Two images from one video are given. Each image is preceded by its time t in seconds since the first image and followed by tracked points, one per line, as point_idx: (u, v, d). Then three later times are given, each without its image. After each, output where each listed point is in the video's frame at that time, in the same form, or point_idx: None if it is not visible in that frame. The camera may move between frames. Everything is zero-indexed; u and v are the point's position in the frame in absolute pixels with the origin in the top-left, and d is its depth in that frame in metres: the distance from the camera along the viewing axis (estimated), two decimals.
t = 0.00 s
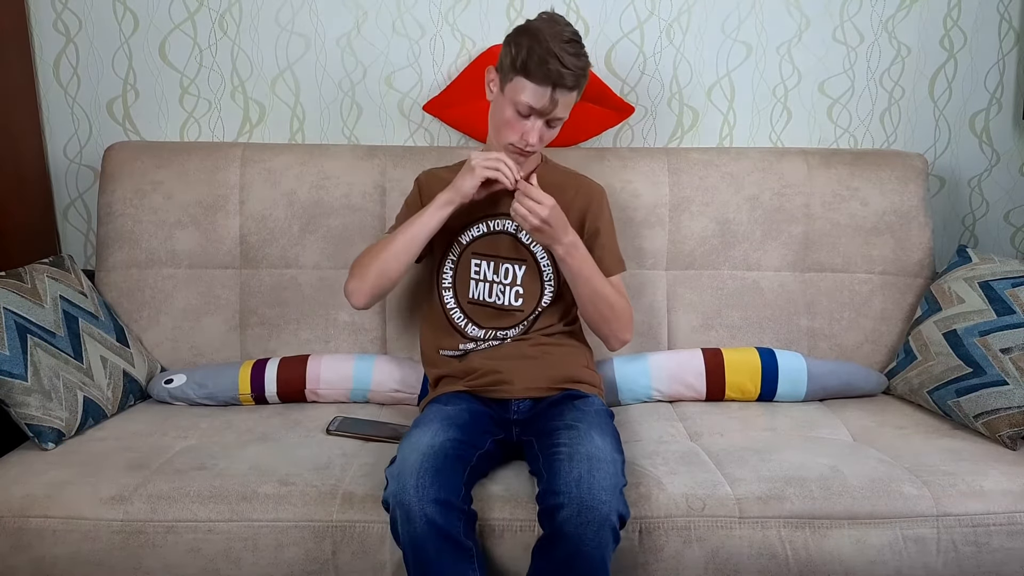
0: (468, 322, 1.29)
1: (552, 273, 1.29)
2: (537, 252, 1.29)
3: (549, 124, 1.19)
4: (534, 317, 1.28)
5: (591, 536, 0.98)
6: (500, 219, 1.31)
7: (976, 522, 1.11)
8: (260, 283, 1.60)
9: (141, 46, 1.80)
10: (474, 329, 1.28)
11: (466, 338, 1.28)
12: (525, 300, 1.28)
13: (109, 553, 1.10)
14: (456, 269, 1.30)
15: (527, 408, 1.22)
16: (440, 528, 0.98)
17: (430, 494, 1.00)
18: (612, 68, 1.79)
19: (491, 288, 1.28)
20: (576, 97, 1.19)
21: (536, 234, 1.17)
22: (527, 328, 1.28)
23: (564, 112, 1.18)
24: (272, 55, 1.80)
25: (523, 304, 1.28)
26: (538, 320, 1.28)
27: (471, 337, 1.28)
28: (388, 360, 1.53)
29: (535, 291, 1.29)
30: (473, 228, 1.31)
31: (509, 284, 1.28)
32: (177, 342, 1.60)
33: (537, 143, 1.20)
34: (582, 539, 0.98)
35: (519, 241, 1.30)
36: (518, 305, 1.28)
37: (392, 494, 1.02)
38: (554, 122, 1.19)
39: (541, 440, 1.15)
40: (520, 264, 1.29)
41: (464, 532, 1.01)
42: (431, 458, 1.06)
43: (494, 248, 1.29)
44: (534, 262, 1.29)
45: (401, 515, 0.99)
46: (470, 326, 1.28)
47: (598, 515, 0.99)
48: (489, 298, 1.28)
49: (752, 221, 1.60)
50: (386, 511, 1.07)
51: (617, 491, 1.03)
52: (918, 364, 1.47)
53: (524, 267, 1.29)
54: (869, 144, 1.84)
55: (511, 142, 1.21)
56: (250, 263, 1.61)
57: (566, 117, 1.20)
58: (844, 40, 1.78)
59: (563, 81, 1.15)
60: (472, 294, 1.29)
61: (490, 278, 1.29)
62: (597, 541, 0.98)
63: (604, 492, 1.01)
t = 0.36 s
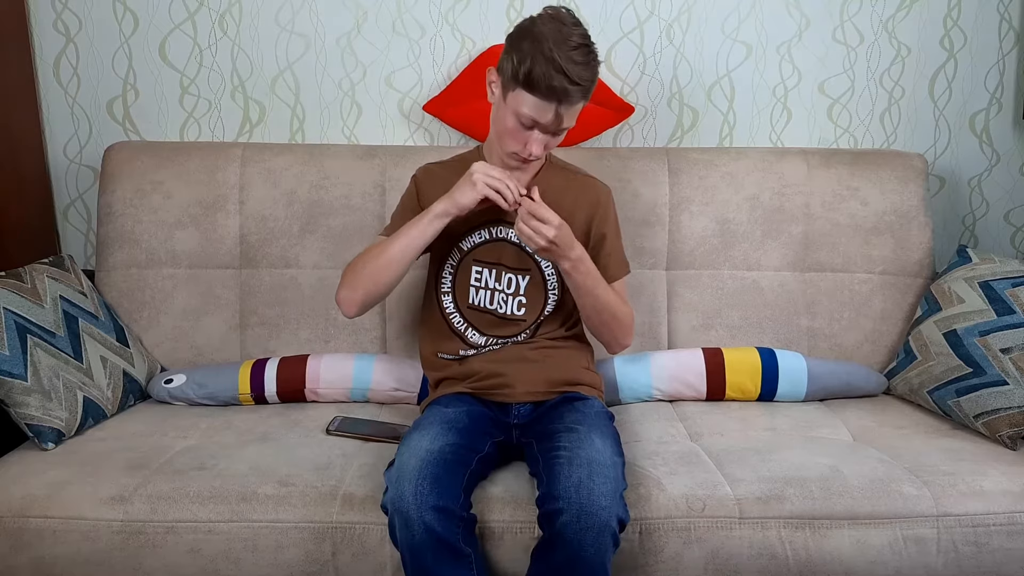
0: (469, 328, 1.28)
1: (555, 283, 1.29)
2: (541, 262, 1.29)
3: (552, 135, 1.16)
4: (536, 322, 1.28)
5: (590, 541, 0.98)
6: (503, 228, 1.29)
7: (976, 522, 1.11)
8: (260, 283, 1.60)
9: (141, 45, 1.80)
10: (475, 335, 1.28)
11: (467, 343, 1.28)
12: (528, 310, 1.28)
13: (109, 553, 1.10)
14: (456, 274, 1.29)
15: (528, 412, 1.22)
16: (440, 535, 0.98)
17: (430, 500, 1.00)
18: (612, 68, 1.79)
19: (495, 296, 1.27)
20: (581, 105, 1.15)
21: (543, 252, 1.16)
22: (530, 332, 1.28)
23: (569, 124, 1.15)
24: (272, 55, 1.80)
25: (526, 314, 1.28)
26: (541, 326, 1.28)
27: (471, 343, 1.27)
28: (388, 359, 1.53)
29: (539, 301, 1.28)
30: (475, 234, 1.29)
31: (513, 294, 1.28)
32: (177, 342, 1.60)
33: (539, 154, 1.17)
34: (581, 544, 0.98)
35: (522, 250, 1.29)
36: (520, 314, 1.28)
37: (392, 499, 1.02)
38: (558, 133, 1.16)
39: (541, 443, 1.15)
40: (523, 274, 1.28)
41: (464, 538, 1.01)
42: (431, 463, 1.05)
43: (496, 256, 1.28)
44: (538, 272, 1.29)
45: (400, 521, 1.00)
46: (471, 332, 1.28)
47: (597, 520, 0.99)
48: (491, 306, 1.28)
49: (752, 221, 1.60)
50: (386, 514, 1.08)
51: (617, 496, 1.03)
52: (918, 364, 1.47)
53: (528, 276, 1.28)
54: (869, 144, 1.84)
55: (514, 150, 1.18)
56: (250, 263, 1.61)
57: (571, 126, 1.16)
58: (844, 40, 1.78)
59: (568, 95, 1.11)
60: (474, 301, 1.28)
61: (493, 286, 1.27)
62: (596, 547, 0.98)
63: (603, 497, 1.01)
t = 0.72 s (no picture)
0: (470, 332, 1.28)
1: (560, 286, 1.29)
2: (546, 265, 1.28)
3: (552, 140, 1.15)
4: (538, 324, 1.28)
5: (591, 542, 0.98)
6: (506, 233, 1.28)
7: (976, 522, 1.10)
8: (260, 283, 1.60)
9: (141, 45, 1.80)
10: (477, 339, 1.27)
11: (469, 347, 1.28)
12: (531, 313, 1.27)
13: (109, 553, 1.10)
14: (458, 280, 1.28)
15: (529, 413, 1.22)
16: (440, 534, 0.98)
17: (431, 500, 1.00)
18: (612, 68, 1.79)
19: (497, 301, 1.27)
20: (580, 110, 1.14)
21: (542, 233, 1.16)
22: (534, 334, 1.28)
23: (568, 129, 1.14)
24: (271, 55, 1.80)
25: (529, 318, 1.27)
26: (544, 328, 1.28)
27: (473, 346, 1.27)
28: (388, 359, 1.53)
29: (542, 306, 1.28)
30: (477, 239, 1.28)
31: (516, 299, 1.27)
32: (178, 342, 1.60)
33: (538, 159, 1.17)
34: (581, 545, 0.98)
35: (525, 254, 1.28)
36: (523, 317, 1.27)
37: (393, 499, 1.03)
38: (557, 138, 1.15)
39: (542, 443, 1.15)
40: (526, 279, 1.27)
41: (464, 538, 1.01)
42: (431, 462, 1.05)
43: (498, 261, 1.27)
44: (543, 276, 1.28)
45: (401, 521, 1.00)
46: (473, 336, 1.27)
47: (598, 520, 0.99)
48: (494, 311, 1.27)
49: (752, 221, 1.60)
50: (386, 514, 1.08)
51: (617, 496, 1.03)
52: (918, 364, 1.47)
53: (532, 283, 1.27)
54: (869, 144, 1.84)
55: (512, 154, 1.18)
56: (250, 263, 1.61)
57: (570, 130, 1.15)
58: (844, 40, 1.78)
59: (564, 102, 1.10)
60: (476, 307, 1.27)
61: (496, 292, 1.27)
62: (597, 547, 0.98)
63: (604, 497, 1.01)
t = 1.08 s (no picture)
0: (469, 331, 1.28)
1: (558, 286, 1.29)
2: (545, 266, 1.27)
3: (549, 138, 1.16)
4: (538, 324, 1.28)
5: (590, 541, 0.98)
6: (506, 231, 1.28)
7: (976, 522, 1.10)
8: (260, 283, 1.60)
9: (141, 45, 1.80)
10: (477, 338, 1.27)
11: (468, 346, 1.28)
12: (530, 312, 1.28)
13: (109, 553, 1.10)
14: (458, 278, 1.28)
15: (529, 413, 1.22)
16: (440, 533, 0.98)
17: (431, 500, 1.00)
18: (612, 68, 1.79)
19: (496, 300, 1.27)
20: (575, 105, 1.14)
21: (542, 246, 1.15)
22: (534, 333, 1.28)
23: (564, 125, 1.15)
24: (272, 55, 1.80)
25: (528, 317, 1.28)
26: (543, 328, 1.28)
27: (473, 346, 1.27)
28: (389, 359, 1.53)
29: (541, 304, 1.28)
30: (476, 237, 1.28)
31: (515, 297, 1.27)
32: (178, 342, 1.60)
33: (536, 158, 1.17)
34: (581, 544, 0.98)
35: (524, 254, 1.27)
36: (523, 317, 1.27)
37: (393, 499, 1.02)
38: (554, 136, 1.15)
39: (542, 443, 1.15)
40: (525, 278, 1.27)
41: (465, 538, 1.01)
42: (431, 462, 1.06)
43: (498, 260, 1.27)
44: (542, 276, 1.28)
45: (401, 521, 1.00)
46: (472, 335, 1.28)
47: (597, 520, 0.99)
48: (493, 309, 1.27)
49: (752, 221, 1.60)
50: (386, 515, 1.07)
51: (617, 495, 1.03)
52: (918, 364, 1.47)
53: (530, 281, 1.27)
54: (869, 144, 1.84)
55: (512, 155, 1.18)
56: (250, 263, 1.61)
57: (567, 124, 1.16)
58: (844, 40, 1.78)
59: (559, 99, 1.10)
60: (475, 305, 1.27)
61: (495, 290, 1.27)
62: (596, 546, 0.98)
63: (603, 497, 1.01)
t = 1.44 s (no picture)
0: (467, 329, 1.28)
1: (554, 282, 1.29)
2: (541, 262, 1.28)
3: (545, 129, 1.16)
4: (536, 322, 1.28)
5: (590, 541, 0.98)
6: (501, 228, 1.28)
7: (976, 522, 1.10)
8: (260, 283, 1.60)
9: (141, 45, 1.80)
10: (474, 336, 1.27)
11: (466, 345, 1.28)
12: (527, 308, 1.28)
13: (109, 553, 1.10)
14: (455, 276, 1.29)
15: (528, 412, 1.22)
16: (440, 533, 0.98)
17: (431, 500, 1.00)
18: (612, 68, 1.79)
19: (494, 297, 1.27)
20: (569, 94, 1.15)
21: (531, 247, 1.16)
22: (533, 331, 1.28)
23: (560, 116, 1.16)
24: (272, 55, 1.80)
25: (525, 313, 1.28)
26: (541, 325, 1.28)
27: (471, 344, 1.27)
28: (389, 359, 1.53)
29: (537, 300, 1.28)
30: (473, 234, 1.29)
31: (512, 293, 1.27)
32: (178, 342, 1.60)
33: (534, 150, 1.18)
34: (580, 544, 0.98)
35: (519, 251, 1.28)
36: (520, 314, 1.27)
37: (393, 499, 1.03)
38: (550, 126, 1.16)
39: (541, 443, 1.15)
40: (521, 274, 1.28)
41: (465, 538, 1.01)
42: (431, 462, 1.06)
43: (495, 257, 1.28)
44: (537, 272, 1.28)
45: (401, 521, 1.00)
46: (470, 333, 1.28)
47: (596, 520, 0.99)
48: (490, 306, 1.27)
49: (752, 221, 1.60)
50: (386, 515, 1.07)
51: (616, 495, 1.03)
52: (918, 364, 1.47)
53: (525, 277, 1.28)
54: (869, 144, 1.84)
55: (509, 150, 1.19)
56: (250, 263, 1.61)
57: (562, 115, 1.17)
58: (844, 40, 1.78)
59: (554, 89, 1.11)
60: (473, 302, 1.28)
61: (492, 286, 1.27)
62: (595, 546, 0.98)
63: (602, 496, 1.01)
